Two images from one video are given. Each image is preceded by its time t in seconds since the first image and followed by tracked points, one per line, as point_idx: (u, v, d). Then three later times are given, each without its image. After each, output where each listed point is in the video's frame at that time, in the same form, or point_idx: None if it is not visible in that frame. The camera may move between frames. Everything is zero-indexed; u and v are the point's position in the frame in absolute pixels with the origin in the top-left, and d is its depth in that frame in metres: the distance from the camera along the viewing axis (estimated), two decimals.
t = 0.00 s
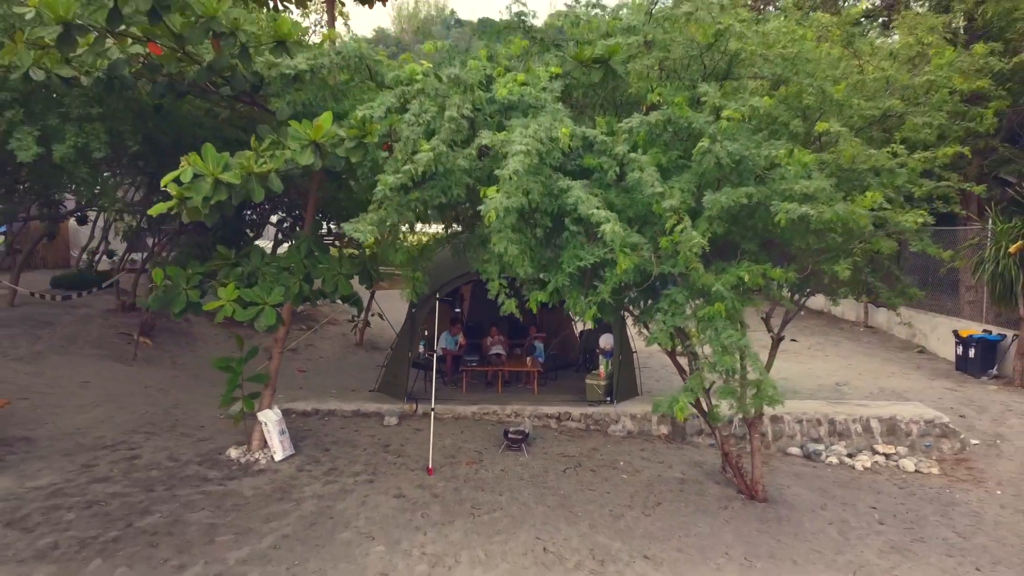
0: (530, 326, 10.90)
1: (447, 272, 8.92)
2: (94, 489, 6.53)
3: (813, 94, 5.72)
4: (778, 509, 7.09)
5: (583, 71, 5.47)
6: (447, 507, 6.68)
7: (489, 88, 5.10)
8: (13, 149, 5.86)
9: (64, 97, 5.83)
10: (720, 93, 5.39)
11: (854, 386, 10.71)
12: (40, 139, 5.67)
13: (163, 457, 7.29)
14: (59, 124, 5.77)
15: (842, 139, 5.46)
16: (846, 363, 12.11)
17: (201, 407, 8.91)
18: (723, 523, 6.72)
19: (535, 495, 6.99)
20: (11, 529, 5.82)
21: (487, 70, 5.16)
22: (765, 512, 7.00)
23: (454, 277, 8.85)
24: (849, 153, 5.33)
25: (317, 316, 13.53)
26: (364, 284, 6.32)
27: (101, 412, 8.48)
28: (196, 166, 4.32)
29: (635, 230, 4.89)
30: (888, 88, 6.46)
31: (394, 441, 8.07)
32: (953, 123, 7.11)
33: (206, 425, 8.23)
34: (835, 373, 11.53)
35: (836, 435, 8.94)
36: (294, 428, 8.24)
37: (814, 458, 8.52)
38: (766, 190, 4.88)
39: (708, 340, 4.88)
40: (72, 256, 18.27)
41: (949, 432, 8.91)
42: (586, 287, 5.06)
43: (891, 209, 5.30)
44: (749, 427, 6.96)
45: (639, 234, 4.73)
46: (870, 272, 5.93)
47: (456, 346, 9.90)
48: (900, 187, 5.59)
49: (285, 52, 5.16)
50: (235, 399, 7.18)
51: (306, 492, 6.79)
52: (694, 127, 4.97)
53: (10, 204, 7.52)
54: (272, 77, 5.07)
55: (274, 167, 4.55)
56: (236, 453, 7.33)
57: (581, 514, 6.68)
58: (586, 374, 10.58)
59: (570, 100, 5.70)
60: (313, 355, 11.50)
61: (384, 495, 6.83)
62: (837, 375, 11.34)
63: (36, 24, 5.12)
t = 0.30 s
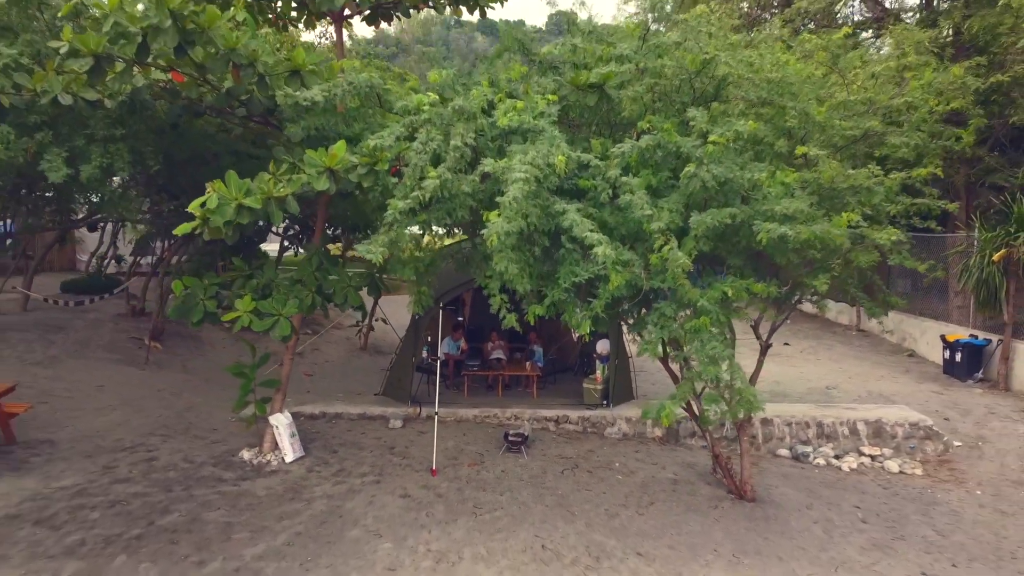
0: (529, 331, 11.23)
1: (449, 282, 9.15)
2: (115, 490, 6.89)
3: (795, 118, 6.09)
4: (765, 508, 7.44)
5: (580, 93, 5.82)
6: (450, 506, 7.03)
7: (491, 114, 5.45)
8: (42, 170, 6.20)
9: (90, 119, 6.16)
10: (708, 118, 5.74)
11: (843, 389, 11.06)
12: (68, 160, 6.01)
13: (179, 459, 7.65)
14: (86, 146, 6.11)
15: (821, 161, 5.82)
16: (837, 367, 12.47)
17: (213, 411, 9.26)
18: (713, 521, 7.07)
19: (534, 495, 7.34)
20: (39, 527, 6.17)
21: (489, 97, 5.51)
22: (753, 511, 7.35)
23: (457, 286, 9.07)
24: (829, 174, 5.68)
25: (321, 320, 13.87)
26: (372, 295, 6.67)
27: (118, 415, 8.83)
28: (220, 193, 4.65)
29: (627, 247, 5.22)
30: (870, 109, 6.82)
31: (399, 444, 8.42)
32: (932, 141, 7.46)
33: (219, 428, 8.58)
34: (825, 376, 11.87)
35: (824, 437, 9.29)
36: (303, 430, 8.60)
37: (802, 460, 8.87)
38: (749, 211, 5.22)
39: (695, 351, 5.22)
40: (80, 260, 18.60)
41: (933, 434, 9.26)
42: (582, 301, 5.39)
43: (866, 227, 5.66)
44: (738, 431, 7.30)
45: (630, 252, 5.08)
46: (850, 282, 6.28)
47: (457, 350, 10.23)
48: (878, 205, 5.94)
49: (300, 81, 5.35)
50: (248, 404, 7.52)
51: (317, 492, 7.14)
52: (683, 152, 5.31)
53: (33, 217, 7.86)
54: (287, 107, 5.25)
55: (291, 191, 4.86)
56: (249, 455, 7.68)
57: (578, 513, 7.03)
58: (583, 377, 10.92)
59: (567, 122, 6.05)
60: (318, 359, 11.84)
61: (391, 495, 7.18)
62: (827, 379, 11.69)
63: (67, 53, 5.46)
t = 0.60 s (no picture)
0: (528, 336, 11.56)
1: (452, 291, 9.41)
2: (135, 490, 7.24)
3: (779, 139, 6.46)
4: (754, 507, 7.78)
5: (576, 115, 6.18)
6: (453, 505, 7.37)
7: (493, 137, 5.80)
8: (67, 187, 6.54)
9: (113, 139, 6.52)
10: (697, 140, 6.10)
11: (834, 392, 11.41)
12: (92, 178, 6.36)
13: (194, 460, 7.99)
14: (109, 164, 6.46)
15: (804, 180, 6.18)
16: (828, 371, 12.81)
17: (224, 414, 9.60)
18: (704, 519, 7.41)
19: (533, 495, 7.69)
20: (65, 525, 6.52)
21: (491, 121, 5.86)
22: (742, 509, 7.70)
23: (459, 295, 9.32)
24: (812, 193, 6.03)
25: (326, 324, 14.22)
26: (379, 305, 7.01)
27: (132, 418, 9.17)
28: (241, 215, 5.02)
29: (620, 262, 5.58)
30: (852, 130, 7.18)
31: (404, 445, 8.77)
32: (913, 158, 7.82)
33: (230, 431, 8.93)
34: (816, 380, 12.22)
35: (813, 439, 9.64)
36: (311, 433, 8.94)
37: (792, 461, 9.22)
38: (734, 228, 5.58)
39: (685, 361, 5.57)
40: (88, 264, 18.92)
41: (918, 436, 9.61)
42: (578, 314, 5.74)
43: (846, 242, 6.02)
44: (728, 434, 7.65)
45: (622, 267, 5.43)
46: (834, 294, 6.61)
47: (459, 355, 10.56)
48: (858, 222, 6.29)
49: (312, 108, 5.74)
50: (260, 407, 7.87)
51: (326, 492, 7.49)
52: (673, 173, 5.66)
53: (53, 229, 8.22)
54: (301, 132, 5.60)
55: (306, 211, 5.23)
56: (260, 456, 8.03)
57: (575, 512, 7.37)
58: (580, 381, 11.26)
59: (565, 143, 6.41)
60: (324, 363, 12.19)
61: (397, 495, 7.53)
62: (817, 382, 12.03)
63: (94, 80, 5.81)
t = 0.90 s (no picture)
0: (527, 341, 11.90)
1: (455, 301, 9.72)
2: (152, 491, 7.60)
3: (765, 159, 6.82)
4: (743, 507, 8.14)
5: (573, 137, 6.53)
6: (455, 506, 7.73)
7: (493, 159, 6.15)
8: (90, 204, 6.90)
9: (133, 158, 6.87)
10: (686, 161, 6.45)
11: (824, 396, 11.77)
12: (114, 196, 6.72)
13: (207, 463, 8.35)
14: (129, 183, 6.81)
15: (787, 199, 6.54)
16: (819, 376, 13.17)
17: (233, 418, 9.95)
18: (695, 519, 7.77)
19: (532, 496, 8.04)
20: (88, 525, 6.88)
21: (491, 144, 6.21)
22: (732, 509, 8.05)
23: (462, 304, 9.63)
24: (795, 211, 6.38)
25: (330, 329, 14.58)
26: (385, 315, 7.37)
27: (146, 422, 9.52)
28: (259, 235, 5.39)
29: (613, 277, 5.92)
30: (836, 149, 7.54)
31: (408, 448, 9.13)
32: (896, 173, 8.18)
33: (241, 435, 9.29)
34: (808, 383, 12.58)
35: (802, 441, 9.99)
36: (318, 436, 9.30)
37: (781, 463, 9.58)
38: (720, 245, 5.93)
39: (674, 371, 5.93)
40: (96, 268, 19.26)
41: (904, 440, 9.96)
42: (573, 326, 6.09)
43: (826, 257, 6.38)
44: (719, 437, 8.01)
45: (615, 282, 5.78)
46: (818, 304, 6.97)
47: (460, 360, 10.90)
48: (839, 237, 6.64)
49: (324, 131, 6.09)
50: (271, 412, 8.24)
51: (334, 493, 7.84)
52: (663, 193, 6.01)
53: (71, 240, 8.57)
54: (313, 156, 5.96)
55: (319, 231, 5.60)
56: (270, 459, 8.39)
57: (571, 512, 7.73)
58: (578, 385, 11.60)
59: (562, 162, 6.76)
60: (328, 367, 12.54)
61: (401, 496, 7.88)
62: (808, 386, 12.40)
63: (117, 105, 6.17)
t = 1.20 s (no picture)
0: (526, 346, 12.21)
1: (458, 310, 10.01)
2: (168, 494, 7.95)
3: (752, 178, 7.18)
4: (734, 509, 8.49)
5: (569, 158, 6.89)
6: (457, 508, 8.08)
7: (494, 180, 6.49)
8: (111, 220, 7.24)
9: (151, 177, 7.21)
10: (677, 181, 6.79)
11: (815, 400, 12.12)
12: (134, 214, 7.06)
13: (219, 467, 8.70)
14: (148, 201, 7.15)
15: (773, 217, 6.89)
16: (811, 380, 13.52)
17: (243, 422, 10.31)
18: (686, 520, 8.12)
19: (531, 498, 8.39)
20: (108, 526, 7.23)
21: (492, 165, 6.56)
22: (723, 511, 8.40)
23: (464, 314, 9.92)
24: (781, 228, 6.73)
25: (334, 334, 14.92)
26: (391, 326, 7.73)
27: (159, 426, 9.87)
28: (275, 256, 5.83)
29: (608, 292, 6.27)
30: (822, 166, 7.88)
31: (412, 452, 9.48)
32: (880, 188, 8.53)
33: (251, 439, 9.64)
34: (800, 388, 12.93)
35: (792, 445, 10.34)
36: (325, 440, 9.65)
37: (771, 466, 9.93)
38: (708, 262, 6.28)
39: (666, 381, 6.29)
40: (104, 274, 19.62)
41: (890, 443, 10.32)
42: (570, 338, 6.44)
43: (810, 272, 6.73)
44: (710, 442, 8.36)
45: (609, 297, 6.14)
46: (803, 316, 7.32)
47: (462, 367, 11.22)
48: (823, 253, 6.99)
49: (334, 154, 6.42)
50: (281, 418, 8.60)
51: (341, 495, 8.19)
52: (655, 212, 6.36)
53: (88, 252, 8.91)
54: (324, 178, 6.30)
55: (331, 250, 5.96)
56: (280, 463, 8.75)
57: (569, 514, 8.08)
58: (576, 390, 11.93)
59: (559, 181, 7.10)
60: (333, 372, 12.89)
61: (406, 498, 8.23)
62: (799, 390, 12.75)
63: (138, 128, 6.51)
